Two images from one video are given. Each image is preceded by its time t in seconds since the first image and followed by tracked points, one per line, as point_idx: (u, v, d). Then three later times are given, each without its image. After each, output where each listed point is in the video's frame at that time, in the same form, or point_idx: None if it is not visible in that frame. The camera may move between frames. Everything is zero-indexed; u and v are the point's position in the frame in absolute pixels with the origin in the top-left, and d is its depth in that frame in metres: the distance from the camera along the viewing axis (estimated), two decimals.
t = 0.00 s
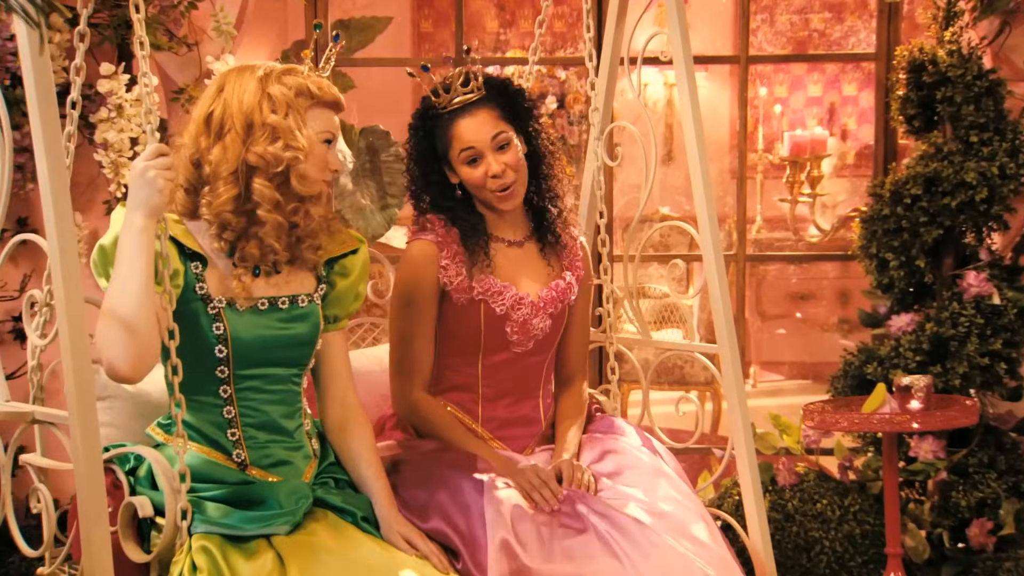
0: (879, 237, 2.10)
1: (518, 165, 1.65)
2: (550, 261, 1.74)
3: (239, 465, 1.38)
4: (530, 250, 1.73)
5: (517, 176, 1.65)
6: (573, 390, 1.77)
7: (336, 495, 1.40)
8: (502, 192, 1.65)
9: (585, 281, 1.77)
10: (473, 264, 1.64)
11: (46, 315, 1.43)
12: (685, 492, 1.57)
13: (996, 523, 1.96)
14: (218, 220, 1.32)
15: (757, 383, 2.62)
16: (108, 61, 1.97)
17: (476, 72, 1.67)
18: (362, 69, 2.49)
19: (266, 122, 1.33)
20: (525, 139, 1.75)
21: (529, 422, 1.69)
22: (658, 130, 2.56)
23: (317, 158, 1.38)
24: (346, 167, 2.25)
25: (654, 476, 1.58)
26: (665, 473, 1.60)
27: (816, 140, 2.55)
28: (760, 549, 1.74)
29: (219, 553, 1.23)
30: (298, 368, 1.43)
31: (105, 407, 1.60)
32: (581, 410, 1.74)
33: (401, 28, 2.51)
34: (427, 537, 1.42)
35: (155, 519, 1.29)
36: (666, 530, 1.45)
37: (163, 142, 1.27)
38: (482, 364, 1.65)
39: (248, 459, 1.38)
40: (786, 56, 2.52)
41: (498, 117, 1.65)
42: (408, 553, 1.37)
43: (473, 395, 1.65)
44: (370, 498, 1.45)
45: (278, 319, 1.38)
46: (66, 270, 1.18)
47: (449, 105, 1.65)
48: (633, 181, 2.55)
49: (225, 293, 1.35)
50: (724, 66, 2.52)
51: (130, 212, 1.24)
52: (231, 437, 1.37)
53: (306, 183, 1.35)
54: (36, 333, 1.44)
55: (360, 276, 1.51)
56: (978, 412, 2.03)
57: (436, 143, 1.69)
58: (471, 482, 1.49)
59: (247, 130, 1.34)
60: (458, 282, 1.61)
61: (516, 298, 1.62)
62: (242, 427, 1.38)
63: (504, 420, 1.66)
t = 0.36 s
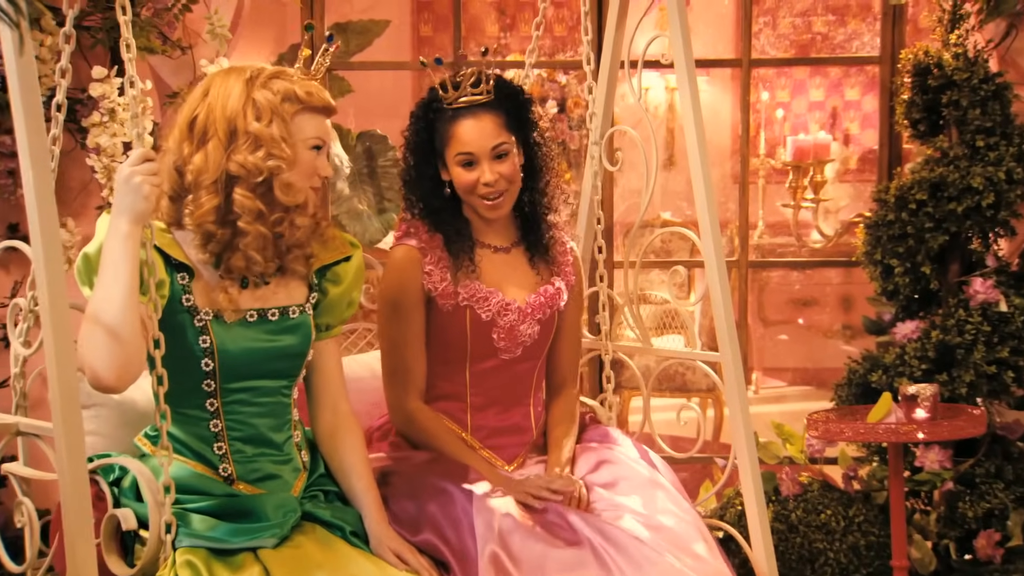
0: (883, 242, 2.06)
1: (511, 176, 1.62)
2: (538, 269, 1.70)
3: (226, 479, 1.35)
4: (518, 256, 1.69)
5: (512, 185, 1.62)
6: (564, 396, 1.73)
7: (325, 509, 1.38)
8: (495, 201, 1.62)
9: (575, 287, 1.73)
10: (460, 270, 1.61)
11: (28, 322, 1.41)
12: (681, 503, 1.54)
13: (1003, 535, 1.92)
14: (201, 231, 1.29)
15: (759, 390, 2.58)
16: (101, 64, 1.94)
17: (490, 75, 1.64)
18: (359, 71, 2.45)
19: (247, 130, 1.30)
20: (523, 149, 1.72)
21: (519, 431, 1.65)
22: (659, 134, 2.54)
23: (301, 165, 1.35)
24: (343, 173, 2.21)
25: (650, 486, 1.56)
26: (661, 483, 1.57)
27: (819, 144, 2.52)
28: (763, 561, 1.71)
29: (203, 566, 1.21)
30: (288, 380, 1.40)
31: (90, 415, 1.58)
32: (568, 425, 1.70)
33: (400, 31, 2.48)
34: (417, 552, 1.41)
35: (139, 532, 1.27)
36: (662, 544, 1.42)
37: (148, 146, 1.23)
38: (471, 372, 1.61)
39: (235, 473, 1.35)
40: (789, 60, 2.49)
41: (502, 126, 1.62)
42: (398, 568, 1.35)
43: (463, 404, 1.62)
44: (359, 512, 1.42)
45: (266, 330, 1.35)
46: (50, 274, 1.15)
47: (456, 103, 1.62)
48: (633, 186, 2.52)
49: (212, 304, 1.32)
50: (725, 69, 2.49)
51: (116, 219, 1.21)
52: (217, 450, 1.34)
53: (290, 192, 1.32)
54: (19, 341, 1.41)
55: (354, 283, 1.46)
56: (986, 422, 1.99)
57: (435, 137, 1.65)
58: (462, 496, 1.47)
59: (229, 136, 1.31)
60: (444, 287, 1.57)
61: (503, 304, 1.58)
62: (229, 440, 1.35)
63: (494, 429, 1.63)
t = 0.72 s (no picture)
0: (892, 243, 2.03)
1: (496, 182, 1.60)
2: (511, 264, 1.69)
3: (212, 483, 1.34)
4: (492, 255, 1.68)
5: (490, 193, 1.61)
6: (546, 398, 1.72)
7: (312, 514, 1.37)
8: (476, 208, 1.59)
9: (552, 284, 1.71)
10: (434, 267, 1.59)
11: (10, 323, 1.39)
12: (670, 505, 1.51)
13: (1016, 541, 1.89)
14: (175, 250, 1.27)
15: (766, 391, 2.55)
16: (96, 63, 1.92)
17: (489, 80, 1.63)
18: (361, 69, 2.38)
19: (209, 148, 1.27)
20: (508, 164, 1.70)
21: (500, 431, 1.63)
22: (663, 134, 2.50)
23: (276, 172, 1.33)
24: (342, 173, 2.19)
25: (638, 489, 1.53)
26: (649, 486, 1.54)
27: (827, 143, 2.50)
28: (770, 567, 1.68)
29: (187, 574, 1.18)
30: (277, 384, 1.40)
31: (75, 416, 1.61)
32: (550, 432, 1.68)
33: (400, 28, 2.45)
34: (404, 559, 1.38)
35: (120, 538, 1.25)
36: (651, 548, 1.39)
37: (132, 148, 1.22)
38: (449, 371, 1.59)
39: (222, 478, 1.35)
40: (797, 57, 2.45)
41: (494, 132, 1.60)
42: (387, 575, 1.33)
43: (442, 403, 1.60)
44: (347, 516, 1.41)
45: (255, 334, 1.34)
46: (36, 272, 1.12)
47: (450, 102, 1.60)
48: (637, 186, 2.49)
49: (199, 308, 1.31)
50: (729, 67, 2.46)
51: (99, 221, 1.20)
52: (204, 455, 1.34)
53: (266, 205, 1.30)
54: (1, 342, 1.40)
55: (343, 282, 1.45)
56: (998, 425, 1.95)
57: (423, 131, 1.63)
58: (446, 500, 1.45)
59: (196, 153, 1.28)
60: (416, 285, 1.55)
61: (477, 300, 1.56)
62: (216, 445, 1.35)
63: (475, 428, 1.60)
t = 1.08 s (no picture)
0: (910, 248, 1.99)
1: (484, 194, 1.60)
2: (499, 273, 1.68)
3: (209, 490, 1.35)
4: (479, 262, 1.67)
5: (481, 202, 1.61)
6: (538, 406, 1.71)
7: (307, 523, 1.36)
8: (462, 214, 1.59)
9: (541, 290, 1.72)
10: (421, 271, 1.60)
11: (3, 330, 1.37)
12: (672, 514, 1.48)
13: None
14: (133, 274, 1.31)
15: (779, 397, 2.51)
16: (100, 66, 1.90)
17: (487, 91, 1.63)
18: (369, 71, 2.35)
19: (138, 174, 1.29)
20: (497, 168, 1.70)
21: (490, 436, 1.63)
22: (676, 137, 2.46)
23: (225, 185, 1.32)
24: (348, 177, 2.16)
25: (639, 497, 1.50)
26: (651, 494, 1.51)
27: (842, 145, 2.46)
28: None
29: None
30: (278, 391, 1.41)
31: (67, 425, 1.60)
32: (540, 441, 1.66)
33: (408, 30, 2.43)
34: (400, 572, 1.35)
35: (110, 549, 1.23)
36: (653, 556, 1.36)
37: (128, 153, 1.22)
38: (438, 374, 1.60)
39: (218, 485, 1.35)
40: (813, 58, 2.41)
41: (487, 143, 1.60)
42: None
43: (432, 408, 1.61)
44: (342, 526, 1.40)
45: (258, 340, 1.36)
46: (31, 277, 1.10)
47: (446, 108, 1.61)
48: (650, 190, 2.44)
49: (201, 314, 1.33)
50: (743, 69, 2.42)
51: (91, 228, 1.20)
52: (202, 461, 1.35)
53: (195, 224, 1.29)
54: None
55: (349, 289, 1.47)
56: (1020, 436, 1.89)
57: (417, 135, 1.64)
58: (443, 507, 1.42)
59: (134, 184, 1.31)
60: (404, 287, 1.57)
61: (465, 303, 1.57)
62: (214, 451, 1.36)
63: (465, 433, 1.61)
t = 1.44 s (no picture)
0: (935, 251, 1.94)
1: (487, 207, 1.57)
2: (509, 278, 1.65)
3: (222, 498, 1.31)
4: (491, 272, 1.64)
5: (483, 215, 1.58)
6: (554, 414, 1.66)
7: (321, 534, 1.33)
8: (464, 224, 1.57)
9: (558, 295, 1.69)
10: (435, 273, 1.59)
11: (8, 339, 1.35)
12: (695, 528, 1.43)
13: None
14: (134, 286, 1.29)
15: (797, 402, 2.46)
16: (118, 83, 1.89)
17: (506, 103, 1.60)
18: (382, 73, 2.32)
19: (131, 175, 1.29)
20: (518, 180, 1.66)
21: (508, 443, 1.60)
22: (694, 139, 2.42)
23: (218, 183, 1.30)
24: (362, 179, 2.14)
25: (661, 509, 1.45)
26: (673, 506, 1.46)
27: (864, 146, 2.42)
28: None
29: None
30: (294, 397, 1.38)
31: (73, 432, 1.56)
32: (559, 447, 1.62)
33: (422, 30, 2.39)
34: None
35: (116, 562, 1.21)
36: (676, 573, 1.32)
37: (133, 155, 1.20)
38: (452, 379, 1.58)
39: (232, 493, 1.32)
40: (835, 58, 2.37)
41: (498, 156, 1.57)
42: None
43: (446, 414, 1.58)
44: (356, 537, 1.36)
45: (274, 343, 1.33)
46: (32, 284, 1.07)
47: (461, 116, 1.58)
48: (667, 192, 2.40)
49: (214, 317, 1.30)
50: (763, 69, 2.37)
51: (97, 233, 1.17)
52: (216, 468, 1.32)
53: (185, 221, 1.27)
54: None
55: (364, 292, 1.44)
56: None
57: (431, 139, 1.62)
58: (459, 519, 1.38)
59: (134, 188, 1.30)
60: (420, 289, 1.56)
61: (480, 307, 1.56)
62: (229, 458, 1.32)
63: (481, 439, 1.58)
